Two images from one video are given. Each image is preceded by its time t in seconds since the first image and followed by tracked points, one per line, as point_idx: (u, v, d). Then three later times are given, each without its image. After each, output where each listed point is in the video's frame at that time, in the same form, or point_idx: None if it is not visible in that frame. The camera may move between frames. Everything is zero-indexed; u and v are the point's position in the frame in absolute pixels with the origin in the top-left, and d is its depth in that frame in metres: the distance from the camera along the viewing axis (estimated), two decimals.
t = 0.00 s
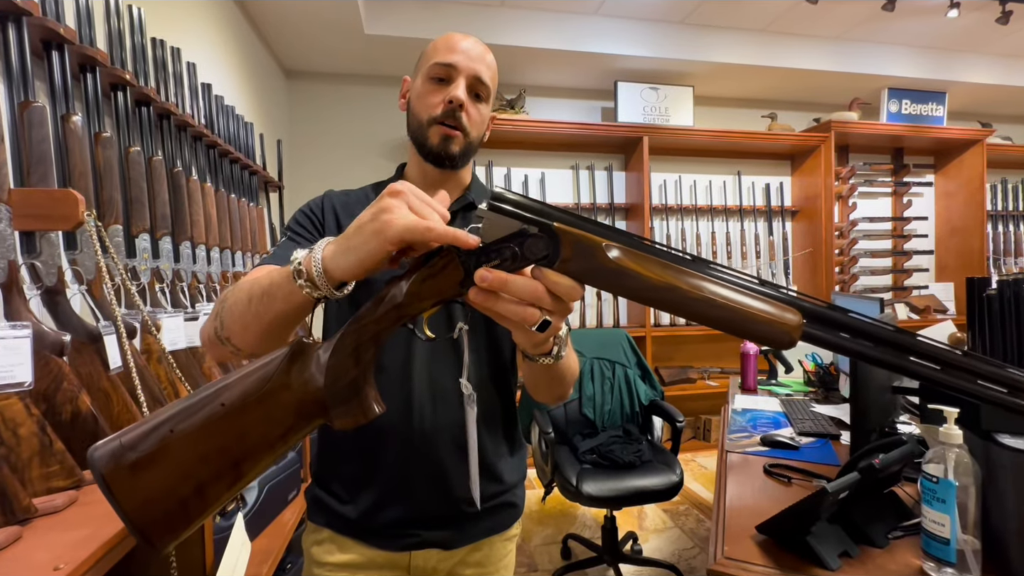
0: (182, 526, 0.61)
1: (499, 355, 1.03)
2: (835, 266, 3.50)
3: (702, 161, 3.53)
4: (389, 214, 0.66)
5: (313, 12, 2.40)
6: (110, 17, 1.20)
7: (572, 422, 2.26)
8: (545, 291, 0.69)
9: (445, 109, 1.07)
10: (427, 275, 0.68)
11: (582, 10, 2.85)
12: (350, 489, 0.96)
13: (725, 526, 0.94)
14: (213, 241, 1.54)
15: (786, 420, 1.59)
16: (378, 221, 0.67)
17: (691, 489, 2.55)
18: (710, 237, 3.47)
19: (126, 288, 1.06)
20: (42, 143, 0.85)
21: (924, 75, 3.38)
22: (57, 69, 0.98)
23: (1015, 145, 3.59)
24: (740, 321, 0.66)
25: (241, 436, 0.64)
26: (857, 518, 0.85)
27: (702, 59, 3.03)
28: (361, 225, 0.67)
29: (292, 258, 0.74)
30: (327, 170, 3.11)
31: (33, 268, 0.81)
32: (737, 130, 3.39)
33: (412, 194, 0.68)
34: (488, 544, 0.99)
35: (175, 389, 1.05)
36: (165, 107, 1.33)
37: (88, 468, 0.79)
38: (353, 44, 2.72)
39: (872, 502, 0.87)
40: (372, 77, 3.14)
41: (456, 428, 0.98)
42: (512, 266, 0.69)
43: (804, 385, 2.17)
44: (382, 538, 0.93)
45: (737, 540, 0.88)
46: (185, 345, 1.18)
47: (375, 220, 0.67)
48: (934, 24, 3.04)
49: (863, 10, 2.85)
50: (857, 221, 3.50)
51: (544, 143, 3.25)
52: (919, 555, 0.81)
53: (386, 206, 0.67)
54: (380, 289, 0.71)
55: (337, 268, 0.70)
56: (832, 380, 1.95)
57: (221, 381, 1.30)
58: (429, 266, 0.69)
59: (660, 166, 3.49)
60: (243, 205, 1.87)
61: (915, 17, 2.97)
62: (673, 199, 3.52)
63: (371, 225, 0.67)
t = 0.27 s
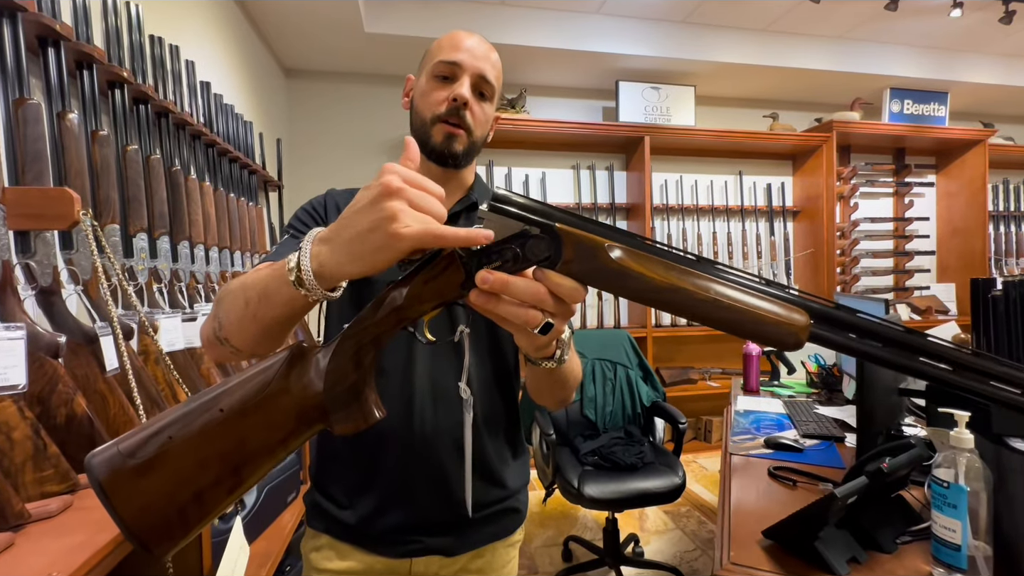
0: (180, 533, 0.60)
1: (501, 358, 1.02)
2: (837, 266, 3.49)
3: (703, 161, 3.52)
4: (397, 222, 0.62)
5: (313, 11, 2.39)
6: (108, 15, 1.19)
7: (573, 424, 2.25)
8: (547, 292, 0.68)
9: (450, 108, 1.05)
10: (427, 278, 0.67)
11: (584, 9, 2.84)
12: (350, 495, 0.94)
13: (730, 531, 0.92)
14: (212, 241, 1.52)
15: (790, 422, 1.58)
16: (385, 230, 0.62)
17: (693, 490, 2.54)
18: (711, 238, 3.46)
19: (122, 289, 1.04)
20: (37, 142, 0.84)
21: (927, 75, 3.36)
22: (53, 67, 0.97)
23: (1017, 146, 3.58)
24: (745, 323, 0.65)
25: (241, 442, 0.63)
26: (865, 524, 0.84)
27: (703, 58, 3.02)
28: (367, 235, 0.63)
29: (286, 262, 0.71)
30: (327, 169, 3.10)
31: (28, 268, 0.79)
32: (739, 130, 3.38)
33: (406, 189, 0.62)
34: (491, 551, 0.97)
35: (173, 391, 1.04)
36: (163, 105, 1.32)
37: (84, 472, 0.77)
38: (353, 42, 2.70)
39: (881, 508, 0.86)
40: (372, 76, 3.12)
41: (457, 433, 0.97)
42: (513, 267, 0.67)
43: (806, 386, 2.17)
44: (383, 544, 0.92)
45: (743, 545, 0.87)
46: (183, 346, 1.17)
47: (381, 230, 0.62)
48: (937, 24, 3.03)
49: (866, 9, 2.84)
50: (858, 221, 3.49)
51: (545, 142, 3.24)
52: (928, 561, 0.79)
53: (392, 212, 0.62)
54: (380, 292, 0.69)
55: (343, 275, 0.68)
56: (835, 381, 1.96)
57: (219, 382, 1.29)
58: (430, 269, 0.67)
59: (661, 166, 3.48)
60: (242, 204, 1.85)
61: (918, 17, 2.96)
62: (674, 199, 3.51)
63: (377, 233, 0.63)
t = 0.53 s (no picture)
0: (176, 540, 0.59)
1: (502, 362, 1.01)
2: (837, 267, 3.48)
3: (703, 162, 3.51)
4: (413, 221, 0.61)
5: (312, 10, 2.38)
6: (105, 13, 1.18)
7: (573, 425, 2.24)
8: (549, 297, 0.67)
9: (451, 106, 1.04)
10: (427, 282, 0.66)
11: (584, 9, 2.83)
12: (348, 499, 0.93)
13: (734, 535, 0.91)
14: (209, 241, 1.52)
15: (792, 424, 1.57)
16: (401, 230, 0.61)
17: (693, 491, 2.53)
18: (711, 238, 3.45)
19: (117, 289, 1.02)
20: (31, 140, 0.83)
21: (927, 75, 3.36)
22: (48, 64, 0.96)
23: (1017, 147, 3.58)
24: (750, 329, 0.64)
25: (240, 447, 0.62)
26: (869, 527, 0.83)
27: (704, 58, 3.01)
28: (383, 234, 0.62)
29: (295, 264, 0.70)
30: (326, 169, 3.09)
31: (22, 269, 0.78)
32: (738, 130, 3.37)
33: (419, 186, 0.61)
34: (491, 555, 0.97)
35: (170, 393, 1.03)
36: (160, 104, 1.31)
37: (79, 475, 0.76)
38: (352, 42, 2.69)
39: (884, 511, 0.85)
40: (371, 76, 3.11)
41: (458, 437, 0.96)
42: (515, 271, 0.66)
43: (807, 387, 2.16)
44: (381, 549, 0.91)
45: (747, 548, 0.86)
46: (179, 347, 1.16)
47: (397, 229, 0.61)
48: (938, 24, 3.03)
49: (866, 9, 2.83)
50: (858, 221, 3.49)
51: (545, 142, 3.23)
52: (934, 565, 0.78)
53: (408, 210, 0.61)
54: (381, 295, 0.68)
55: (358, 274, 0.67)
56: (835, 383, 1.96)
57: (217, 383, 1.27)
58: (431, 273, 0.66)
59: (661, 166, 3.47)
60: (241, 204, 1.84)
61: (919, 17, 2.95)
62: (673, 199, 3.50)
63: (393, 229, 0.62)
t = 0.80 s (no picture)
0: (174, 536, 0.59)
1: (501, 361, 1.00)
2: (836, 267, 3.48)
3: (703, 162, 3.52)
4: (375, 215, 0.62)
5: (311, 10, 2.38)
6: (103, 12, 1.18)
7: (572, 425, 2.23)
8: (550, 296, 0.67)
9: (450, 107, 1.04)
10: (429, 280, 0.66)
11: (583, 9, 2.83)
12: (346, 497, 0.93)
13: (734, 535, 0.91)
14: (209, 240, 1.52)
15: (791, 424, 1.57)
16: (363, 225, 0.62)
17: (692, 491, 2.53)
18: (710, 238, 3.45)
19: (116, 289, 1.02)
20: (29, 140, 0.82)
21: (926, 76, 3.37)
22: (47, 62, 0.95)
23: (1016, 147, 3.59)
24: (749, 330, 0.63)
25: (238, 444, 0.61)
26: (869, 528, 0.83)
27: (703, 58, 3.01)
28: (349, 230, 0.63)
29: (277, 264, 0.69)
30: (326, 168, 3.09)
31: (20, 268, 0.78)
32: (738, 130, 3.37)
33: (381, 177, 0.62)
34: (490, 555, 0.96)
35: (168, 392, 1.03)
36: (159, 103, 1.31)
37: (79, 474, 0.76)
38: (351, 41, 2.68)
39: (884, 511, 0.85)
40: (371, 76, 3.11)
41: (457, 436, 0.96)
42: (516, 270, 0.66)
43: (806, 387, 2.17)
44: (381, 548, 0.91)
45: (747, 549, 0.86)
46: (178, 346, 1.15)
47: (360, 224, 0.62)
48: (937, 25, 3.03)
49: (866, 9, 2.83)
50: (858, 221, 3.49)
51: (545, 142, 3.23)
52: (934, 565, 0.78)
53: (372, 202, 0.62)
54: (381, 294, 0.68)
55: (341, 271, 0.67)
56: (835, 383, 1.96)
57: (216, 383, 1.27)
58: (432, 270, 0.66)
59: (660, 166, 3.48)
60: (240, 204, 1.84)
61: (919, 17, 2.95)
62: (673, 199, 3.50)
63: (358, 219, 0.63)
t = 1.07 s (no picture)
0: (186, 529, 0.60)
1: (500, 360, 1.01)
2: (835, 267, 3.49)
3: (702, 162, 3.52)
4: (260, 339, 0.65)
5: (311, 11, 2.39)
6: (104, 12, 1.18)
7: (571, 425, 2.24)
8: (557, 292, 0.68)
9: (457, 107, 1.05)
10: (439, 276, 0.67)
11: (582, 10, 2.83)
12: (347, 496, 0.94)
13: (732, 534, 0.92)
14: (208, 240, 1.52)
15: (790, 423, 1.58)
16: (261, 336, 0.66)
17: (691, 491, 2.54)
18: (710, 238, 3.45)
19: (116, 288, 1.02)
20: (29, 139, 0.83)
21: (925, 76, 3.37)
22: (47, 62, 0.95)
23: (1015, 147, 3.59)
24: (753, 324, 0.62)
25: (246, 440, 0.61)
26: (866, 527, 0.83)
27: (702, 59, 3.01)
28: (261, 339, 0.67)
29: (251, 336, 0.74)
30: (326, 168, 3.09)
31: (20, 268, 0.78)
32: (737, 130, 3.37)
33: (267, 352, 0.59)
34: (489, 554, 0.97)
35: (168, 391, 1.03)
36: (159, 104, 1.31)
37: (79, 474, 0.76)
38: (351, 41, 2.68)
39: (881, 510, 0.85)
40: (371, 76, 3.12)
41: (458, 435, 0.95)
42: (523, 267, 0.67)
43: (805, 387, 2.17)
44: (380, 548, 0.91)
45: (745, 548, 0.86)
46: (178, 346, 1.15)
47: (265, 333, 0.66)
48: (936, 25, 3.04)
49: (864, 10, 2.84)
50: (857, 222, 3.49)
51: (545, 143, 3.23)
52: (931, 564, 0.79)
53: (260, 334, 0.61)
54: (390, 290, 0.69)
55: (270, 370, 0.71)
56: (834, 382, 1.96)
57: (215, 383, 1.26)
58: (442, 266, 0.67)
59: (660, 167, 3.48)
60: (240, 204, 1.85)
61: (918, 18, 2.96)
62: (672, 200, 3.51)
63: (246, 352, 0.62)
